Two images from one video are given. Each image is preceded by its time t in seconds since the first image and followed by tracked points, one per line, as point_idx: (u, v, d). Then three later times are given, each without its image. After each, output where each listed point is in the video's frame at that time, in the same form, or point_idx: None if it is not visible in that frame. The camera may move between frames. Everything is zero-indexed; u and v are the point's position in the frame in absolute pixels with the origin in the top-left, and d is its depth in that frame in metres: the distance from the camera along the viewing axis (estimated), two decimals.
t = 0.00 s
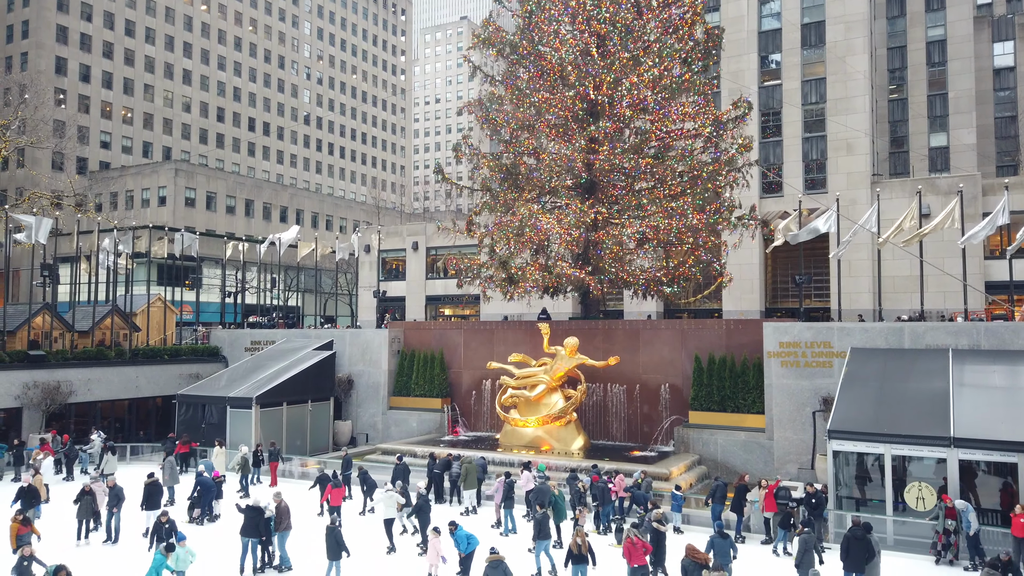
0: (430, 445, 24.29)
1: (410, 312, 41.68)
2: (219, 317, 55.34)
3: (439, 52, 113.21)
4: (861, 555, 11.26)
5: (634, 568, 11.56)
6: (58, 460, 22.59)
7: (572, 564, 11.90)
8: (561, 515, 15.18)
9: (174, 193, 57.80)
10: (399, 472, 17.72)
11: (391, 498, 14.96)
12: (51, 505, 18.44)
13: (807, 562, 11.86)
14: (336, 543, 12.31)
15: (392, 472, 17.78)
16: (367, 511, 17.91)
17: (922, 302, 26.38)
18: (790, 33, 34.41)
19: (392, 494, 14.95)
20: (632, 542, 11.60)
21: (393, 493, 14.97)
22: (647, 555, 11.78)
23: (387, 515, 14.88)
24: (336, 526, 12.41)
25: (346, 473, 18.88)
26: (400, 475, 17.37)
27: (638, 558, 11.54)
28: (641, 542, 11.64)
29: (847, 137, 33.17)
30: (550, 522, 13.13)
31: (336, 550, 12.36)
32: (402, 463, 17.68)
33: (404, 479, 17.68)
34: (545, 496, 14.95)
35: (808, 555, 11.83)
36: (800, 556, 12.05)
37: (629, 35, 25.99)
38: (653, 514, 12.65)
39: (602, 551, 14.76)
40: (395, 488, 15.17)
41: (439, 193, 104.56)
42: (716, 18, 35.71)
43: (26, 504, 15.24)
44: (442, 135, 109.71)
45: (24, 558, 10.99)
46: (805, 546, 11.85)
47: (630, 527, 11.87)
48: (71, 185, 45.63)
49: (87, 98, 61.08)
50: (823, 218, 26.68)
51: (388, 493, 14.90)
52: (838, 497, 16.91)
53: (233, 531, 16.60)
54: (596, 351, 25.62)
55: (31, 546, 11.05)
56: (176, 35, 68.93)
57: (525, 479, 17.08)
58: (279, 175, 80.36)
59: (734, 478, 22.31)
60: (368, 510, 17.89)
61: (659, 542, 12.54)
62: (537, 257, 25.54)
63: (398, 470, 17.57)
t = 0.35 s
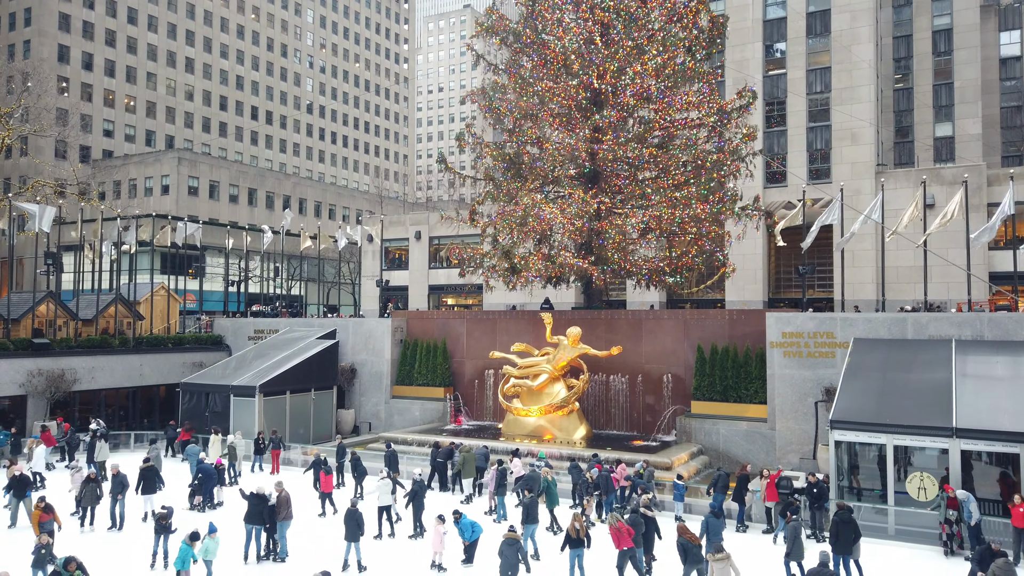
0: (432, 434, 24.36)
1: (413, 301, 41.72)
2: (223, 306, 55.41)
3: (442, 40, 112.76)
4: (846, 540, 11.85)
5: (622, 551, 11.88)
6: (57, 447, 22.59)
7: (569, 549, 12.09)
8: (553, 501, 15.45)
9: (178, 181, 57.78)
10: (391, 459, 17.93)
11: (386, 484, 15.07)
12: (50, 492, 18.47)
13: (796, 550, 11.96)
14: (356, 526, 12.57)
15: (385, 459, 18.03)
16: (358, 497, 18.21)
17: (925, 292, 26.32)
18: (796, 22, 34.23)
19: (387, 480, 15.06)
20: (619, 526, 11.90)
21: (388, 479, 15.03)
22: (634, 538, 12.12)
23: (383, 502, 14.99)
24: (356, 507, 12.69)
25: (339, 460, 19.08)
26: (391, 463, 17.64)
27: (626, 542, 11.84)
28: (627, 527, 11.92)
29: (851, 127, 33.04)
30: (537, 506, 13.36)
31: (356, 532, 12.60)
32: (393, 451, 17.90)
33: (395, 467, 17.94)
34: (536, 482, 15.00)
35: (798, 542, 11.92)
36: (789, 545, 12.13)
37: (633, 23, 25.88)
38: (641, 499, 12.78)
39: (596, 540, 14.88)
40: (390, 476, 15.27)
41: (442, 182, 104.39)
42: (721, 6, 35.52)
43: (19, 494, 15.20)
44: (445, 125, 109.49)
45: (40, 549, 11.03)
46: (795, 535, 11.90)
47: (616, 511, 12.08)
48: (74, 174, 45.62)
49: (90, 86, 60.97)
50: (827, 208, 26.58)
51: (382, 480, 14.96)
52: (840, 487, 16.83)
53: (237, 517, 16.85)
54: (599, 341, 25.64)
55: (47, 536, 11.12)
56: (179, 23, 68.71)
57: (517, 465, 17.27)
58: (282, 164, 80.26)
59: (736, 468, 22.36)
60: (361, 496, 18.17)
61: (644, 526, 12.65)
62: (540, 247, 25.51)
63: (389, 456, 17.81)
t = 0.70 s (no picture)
0: (434, 426, 24.42)
1: (415, 294, 41.75)
2: (225, 298, 55.48)
3: (445, 32, 112.42)
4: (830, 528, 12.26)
5: (611, 538, 12.34)
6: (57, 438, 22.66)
7: (564, 538, 12.28)
8: (544, 491, 15.60)
9: (180, 173, 57.80)
10: (381, 450, 17.99)
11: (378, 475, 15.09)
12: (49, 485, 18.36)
13: (780, 541, 12.19)
14: (366, 509, 13.18)
15: (375, 449, 18.09)
16: (352, 487, 18.42)
17: (929, 286, 26.28)
18: (799, 13, 34.06)
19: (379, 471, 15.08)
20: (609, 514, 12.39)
21: (379, 470, 14.98)
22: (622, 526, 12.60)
23: (376, 493, 14.95)
24: (365, 493, 13.25)
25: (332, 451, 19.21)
26: (382, 453, 17.72)
27: (615, 529, 12.35)
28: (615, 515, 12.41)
29: (855, 119, 32.90)
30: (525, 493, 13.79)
31: (365, 518, 13.16)
32: (384, 441, 17.97)
33: (385, 457, 18.05)
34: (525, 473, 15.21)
35: (782, 532, 12.17)
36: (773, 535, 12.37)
37: (636, 14, 25.80)
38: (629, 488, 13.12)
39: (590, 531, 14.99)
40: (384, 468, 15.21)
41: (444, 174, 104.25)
42: None
43: (13, 486, 15.01)
44: (447, 116, 109.36)
45: (50, 543, 11.15)
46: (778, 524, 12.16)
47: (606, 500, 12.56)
48: (77, 166, 45.65)
49: (92, 78, 60.91)
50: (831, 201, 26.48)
51: (373, 470, 14.91)
52: (841, 479, 16.87)
53: (238, 507, 16.94)
54: (601, 334, 25.68)
55: (57, 530, 11.14)
56: (181, 14, 68.55)
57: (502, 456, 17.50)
58: (284, 155, 80.18)
59: (738, 460, 22.42)
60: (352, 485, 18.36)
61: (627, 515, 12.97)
62: (543, 239, 25.49)
63: (381, 447, 17.90)
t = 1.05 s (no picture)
0: (435, 418, 24.48)
1: (417, 286, 41.76)
2: (227, 290, 55.51)
3: (446, 24, 112.08)
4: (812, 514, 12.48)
5: (601, 523, 12.77)
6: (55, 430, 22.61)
7: (557, 527, 12.45)
8: (534, 481, 15.69)
9: (182, 165, 57.75)
10: (371, 440, 18.01)
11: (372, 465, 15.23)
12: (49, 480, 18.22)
13: (765, 529, 12.43)
14: (361, 496, 13.48)
15: (364, 440, 18.16)
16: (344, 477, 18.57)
17: (931, 279, 26.27)
18: (803, 5, 33.90)
19: (373, 461, 15.23)
20: (601, 499, 12.77)
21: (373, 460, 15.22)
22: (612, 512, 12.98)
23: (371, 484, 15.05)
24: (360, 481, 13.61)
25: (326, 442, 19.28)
26: (372, 444, 17.81)
27: (606, 513, 12.74)
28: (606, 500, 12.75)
29: (858, 112, 32.81)
30: (511, 483, 14.26)
31: (360, 503, 13.48)
32: (375, 432, 18.00)
33: (375, 447, 18.07)
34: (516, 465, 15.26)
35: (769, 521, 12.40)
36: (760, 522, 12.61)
37: (639, 6, 25.71)
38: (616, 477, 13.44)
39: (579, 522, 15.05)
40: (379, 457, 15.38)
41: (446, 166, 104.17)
42: None
43: (9, 481, 14.90)
44: (448, 109, 109.18)
45: (64, 536, 11.00)
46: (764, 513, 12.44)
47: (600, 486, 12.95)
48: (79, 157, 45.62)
49: (93, 69, 60.78)
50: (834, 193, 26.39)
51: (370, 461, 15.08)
52: (842, 472, 16.91)
53: (239, 498, 17.03)
54: (602, 327, 25.69)
55: (70, 523, 11.06)
56: (182, 5, 68.33)
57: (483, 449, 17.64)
58: (285, 147, 80.07)
59: (739, 453, 22.47)
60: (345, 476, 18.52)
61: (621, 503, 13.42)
62: (544, 232, 25.48)
63: (373, 439, 17.97)
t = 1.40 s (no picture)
0: (437, 409, 24.55)
1: (418, 278, 41.75)
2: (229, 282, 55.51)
3: (448, 14, 111.70)
4: (793, 499, 12.82)
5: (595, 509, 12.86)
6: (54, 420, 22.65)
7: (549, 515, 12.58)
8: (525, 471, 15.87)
9: (183, 156, 57.66)
10: (361, 429, 17.89)
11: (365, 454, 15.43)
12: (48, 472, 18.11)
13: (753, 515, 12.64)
14: (353, 481, 13.84)
15: (355, 430, 18.11)
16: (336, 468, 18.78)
17: (934, 271, 26.23)
18: None
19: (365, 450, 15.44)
20: (594, 486, 12.89)
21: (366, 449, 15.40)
22: (607, 499, 13.12)
23: (364, 473, 15.34)
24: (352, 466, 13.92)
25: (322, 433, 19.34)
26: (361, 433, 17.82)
27: (600, 500, 12.83)
28: (601, 486, 12.86)
29: (861, 103, 32.71)
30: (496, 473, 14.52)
31: (352, 489, 13.82)
32: (365, 422, 17.85)
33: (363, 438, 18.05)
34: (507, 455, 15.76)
35: (756, 508, 12.73)
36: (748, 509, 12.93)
37: None
38: (604, 466, 13.80)
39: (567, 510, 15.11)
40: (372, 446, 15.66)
41: (447, 157, 104.03)
42: None
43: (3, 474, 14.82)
44: (450, 100, 108.97)
45: (79, 528, 11.00)
46: (752, 499, 12.71)
47: (594, 473, 13.07)
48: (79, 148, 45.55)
49: (94, 60, 60.61)
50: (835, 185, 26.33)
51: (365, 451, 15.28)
52: (842, 463, 17.02)
53: (241, 488, 17.12)
54: (603, 318, 25.70)
55: (85, 515, 11.07)
56: None
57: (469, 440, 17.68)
58: (286, 139, 79.91)
59: (739, 444, 22.50)
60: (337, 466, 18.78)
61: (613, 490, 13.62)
62: (546, 224, 25.50)
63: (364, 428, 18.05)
